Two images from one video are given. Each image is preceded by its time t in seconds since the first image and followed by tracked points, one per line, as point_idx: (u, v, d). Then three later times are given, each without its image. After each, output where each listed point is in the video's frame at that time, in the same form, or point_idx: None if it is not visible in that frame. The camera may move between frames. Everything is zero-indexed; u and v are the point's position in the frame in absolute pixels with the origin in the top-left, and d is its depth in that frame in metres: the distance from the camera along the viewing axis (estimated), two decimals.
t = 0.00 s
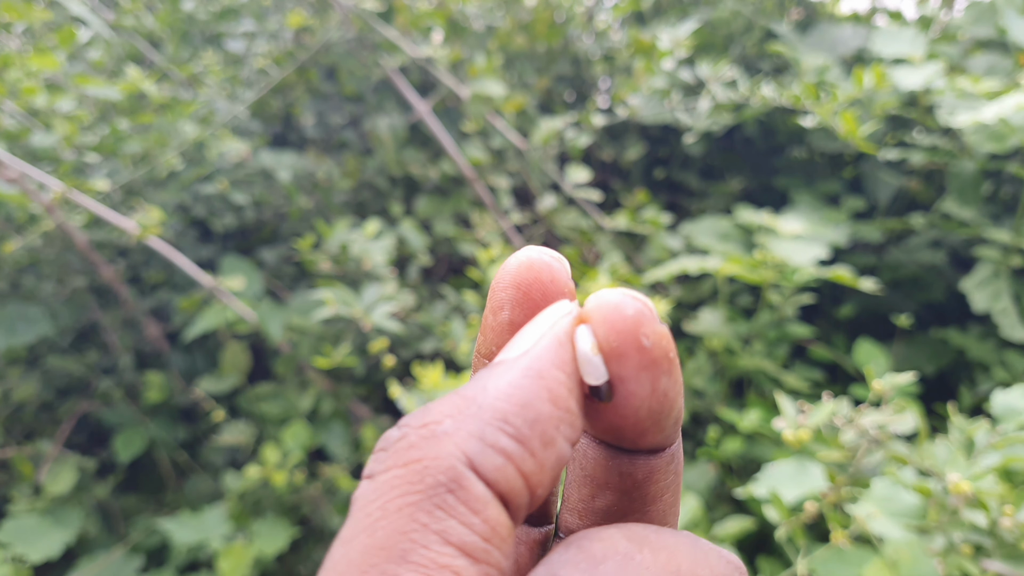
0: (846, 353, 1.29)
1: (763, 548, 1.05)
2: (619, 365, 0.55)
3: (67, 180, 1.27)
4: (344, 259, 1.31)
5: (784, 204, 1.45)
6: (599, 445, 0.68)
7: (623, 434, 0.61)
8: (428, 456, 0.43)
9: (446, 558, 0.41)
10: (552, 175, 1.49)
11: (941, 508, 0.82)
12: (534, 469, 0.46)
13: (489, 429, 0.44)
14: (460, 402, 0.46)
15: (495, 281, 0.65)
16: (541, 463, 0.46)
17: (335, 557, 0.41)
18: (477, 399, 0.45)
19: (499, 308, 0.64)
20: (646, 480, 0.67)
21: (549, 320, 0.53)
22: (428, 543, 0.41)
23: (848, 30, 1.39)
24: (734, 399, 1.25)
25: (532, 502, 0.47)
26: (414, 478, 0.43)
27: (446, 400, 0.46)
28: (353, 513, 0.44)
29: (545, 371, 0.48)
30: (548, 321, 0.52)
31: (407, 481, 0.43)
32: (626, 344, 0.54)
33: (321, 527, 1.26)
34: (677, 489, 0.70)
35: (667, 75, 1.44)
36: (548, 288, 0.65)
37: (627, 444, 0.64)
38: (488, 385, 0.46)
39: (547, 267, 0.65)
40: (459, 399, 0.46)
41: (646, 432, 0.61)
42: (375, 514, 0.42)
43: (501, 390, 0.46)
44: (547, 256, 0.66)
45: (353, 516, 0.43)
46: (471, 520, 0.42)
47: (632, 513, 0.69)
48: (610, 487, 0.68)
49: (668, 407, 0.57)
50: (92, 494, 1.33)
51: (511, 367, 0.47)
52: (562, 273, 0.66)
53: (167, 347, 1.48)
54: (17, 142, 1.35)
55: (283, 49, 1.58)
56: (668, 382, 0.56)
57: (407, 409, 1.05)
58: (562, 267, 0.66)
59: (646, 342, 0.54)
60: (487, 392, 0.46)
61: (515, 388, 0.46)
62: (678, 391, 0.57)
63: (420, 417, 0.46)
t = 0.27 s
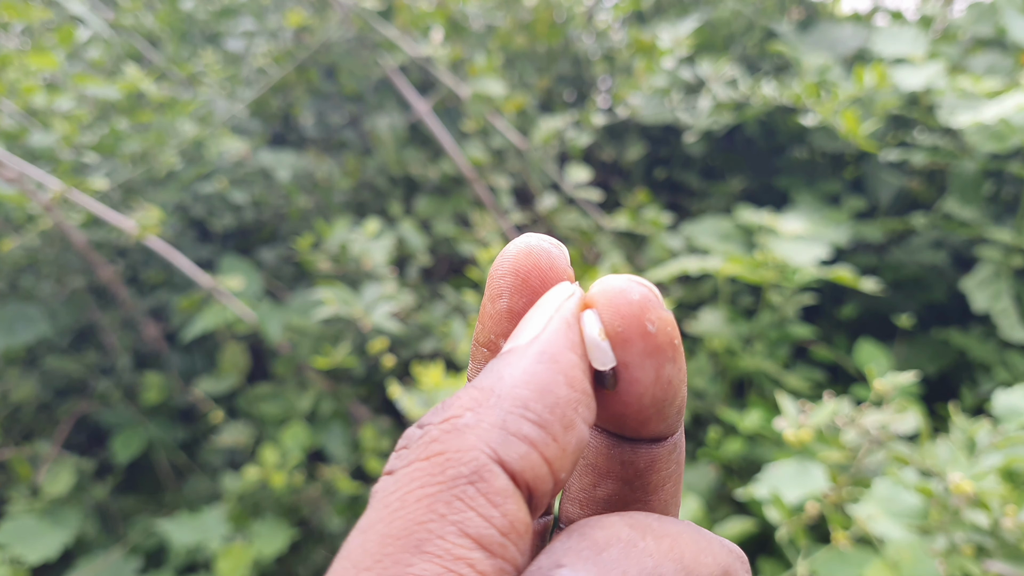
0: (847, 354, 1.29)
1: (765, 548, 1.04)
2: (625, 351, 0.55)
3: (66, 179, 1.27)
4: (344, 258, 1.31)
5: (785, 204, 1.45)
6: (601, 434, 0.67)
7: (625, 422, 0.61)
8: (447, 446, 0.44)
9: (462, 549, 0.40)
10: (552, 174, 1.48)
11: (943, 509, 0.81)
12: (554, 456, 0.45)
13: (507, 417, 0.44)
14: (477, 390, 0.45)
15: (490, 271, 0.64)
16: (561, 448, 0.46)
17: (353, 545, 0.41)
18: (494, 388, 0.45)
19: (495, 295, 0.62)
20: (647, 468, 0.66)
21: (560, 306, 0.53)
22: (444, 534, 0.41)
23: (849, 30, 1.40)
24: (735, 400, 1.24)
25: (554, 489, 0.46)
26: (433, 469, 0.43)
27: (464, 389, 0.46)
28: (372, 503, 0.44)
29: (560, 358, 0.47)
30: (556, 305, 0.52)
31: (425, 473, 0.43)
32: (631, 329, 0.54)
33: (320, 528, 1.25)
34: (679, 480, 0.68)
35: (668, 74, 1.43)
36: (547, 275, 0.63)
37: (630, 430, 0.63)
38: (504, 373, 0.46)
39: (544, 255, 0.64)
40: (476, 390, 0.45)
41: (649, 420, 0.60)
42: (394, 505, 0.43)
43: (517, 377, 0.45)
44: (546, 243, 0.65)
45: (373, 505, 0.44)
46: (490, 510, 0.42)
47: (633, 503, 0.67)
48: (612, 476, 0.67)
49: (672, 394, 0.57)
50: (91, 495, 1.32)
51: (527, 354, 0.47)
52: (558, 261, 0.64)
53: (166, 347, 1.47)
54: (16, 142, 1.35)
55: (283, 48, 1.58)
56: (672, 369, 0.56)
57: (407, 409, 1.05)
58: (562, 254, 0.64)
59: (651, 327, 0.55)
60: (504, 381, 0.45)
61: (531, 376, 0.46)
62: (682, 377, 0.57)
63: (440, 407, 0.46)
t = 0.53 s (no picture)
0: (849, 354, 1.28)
1: (766, 550, 1.03)
2: (590, 333, 0.57)
3: (65, 179, 1.26)
4: (343, 259, 1.30)
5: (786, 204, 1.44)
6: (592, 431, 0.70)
7: (603, 405, 0.64)
8: (456, 446, 0.47)
9: (473, 544, 0.43)
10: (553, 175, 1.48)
11: (945, 509, 0.81)
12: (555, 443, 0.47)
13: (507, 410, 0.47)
14: (479, 390, 0.48)
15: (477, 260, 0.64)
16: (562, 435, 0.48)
17: (374, 542, 0.45)
18: (496, 385, 0.48)
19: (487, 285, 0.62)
20: (626, 457, 0.69)
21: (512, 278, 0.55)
22: (456, 529, 0.43)
23: (849, 30, 1.41)
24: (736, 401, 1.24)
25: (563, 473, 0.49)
26: (446, 470, 0.46)
27: (466, 389, 0.49)
28: (393, 505, 0.48)
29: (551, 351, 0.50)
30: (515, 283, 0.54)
31: (439, 474, 0.46)
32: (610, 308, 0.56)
33: (320, 530, 1.25)
34: (656, 469, 0.72)
35: (669, 73, 1.44)
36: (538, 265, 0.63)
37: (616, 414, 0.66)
38: (502, 366, 0.48)
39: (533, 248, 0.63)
40: (469, 390, 0.48)
41: (623, 404, 0.64)
42: (409, 504, 0.46)
43: (511, 368, 0.48)
44: (547, 234, 0.64)
45: (393, 505, 0.48)
46: (502, 500, 0.44)
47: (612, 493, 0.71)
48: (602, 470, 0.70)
49: (641, 377, 0.60)
50: (89, 497, 1.32)
51: (520, 343, 0.49)
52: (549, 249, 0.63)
53: (165, 348, 1.47)
54: (15, 142, 1.34)
55: (283, 48, 1.57)
56: (641, 352, 0.59)
57: (407, 410, 1.05)
58: (561, 246, 0.64)
59: (618, 309, 0.57)
60: (504, 375, 0.48)
61: (527, 369, 0.48)
62: (651, 360, 0.60)
63: (447, 408, 0.50)
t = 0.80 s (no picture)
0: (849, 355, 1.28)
1: (766, 550, 1.03)
2: (619, 321, 0.67)
3: (65, 180, 1.26)
4: (344, 259, 1.30)
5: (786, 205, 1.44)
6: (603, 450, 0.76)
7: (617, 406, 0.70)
8: (485, 462, 0.52)
9: (502, 557, 0.47)
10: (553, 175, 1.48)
11: (945, 510, 0.82)
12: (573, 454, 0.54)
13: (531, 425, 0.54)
14: (501, 408, 0.55)
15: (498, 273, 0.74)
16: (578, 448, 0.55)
17: (405, 555, 0.48)
18: (517, 403, 0.55)
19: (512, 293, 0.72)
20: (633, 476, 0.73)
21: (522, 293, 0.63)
22: (486, 541, 0.48)
23: (850, 30, 1.41)
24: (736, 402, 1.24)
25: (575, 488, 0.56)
26: (474, 484, 0.51)
27: (489, 407, 0.55)
28: (418, 523, 0.51)
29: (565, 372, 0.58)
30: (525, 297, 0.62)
31: (468, 488, 0.51)
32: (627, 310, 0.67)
33: (320, 530, 1.25)
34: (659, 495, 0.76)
35: (670, 74, 1.44)
36: (558, 279, 0.74)
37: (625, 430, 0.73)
38: (523, 385, 0.56)
39: (553, 265, 0.74)
40: (495, 408, 0.55)
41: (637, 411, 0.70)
42: (439, 518, 0.50)
43: (531, 389, 0.56)
44: (564, 247, 0.76)
45: (418, 521, 0.52)
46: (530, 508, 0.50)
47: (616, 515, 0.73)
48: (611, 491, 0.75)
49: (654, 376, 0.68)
50: (89, 497, 1.32)
51: (538, 363, 0.57)
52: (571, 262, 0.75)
53: (165, 348, 1.47)
54: (14, 142, 1.34)
55: (283, 48, 1.57)
56: (658, 355, 0.68)
57: (407, 411, 1.05)
58: (577, 258, 0.76)
59: (646, 304, 0.68)
60: (526, 393, 0.55)
61: (546, 389, 0.56)
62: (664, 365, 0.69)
63: (468, 426, 0.55)
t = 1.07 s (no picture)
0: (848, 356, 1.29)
1: (766, 552, 1.03)
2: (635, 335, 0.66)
3: (65, 180, 1.26)
4: (343, 260, 1.30)
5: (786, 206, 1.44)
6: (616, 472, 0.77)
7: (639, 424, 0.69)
8: (496, 482, 0.53)
9: None
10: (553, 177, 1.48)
11: (945, 511, 0.82)
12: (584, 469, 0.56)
13: (543, 448, 0.55)
14: (512, 430, 0.56)
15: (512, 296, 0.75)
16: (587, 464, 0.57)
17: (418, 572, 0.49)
18: (529, 426, 0.56)
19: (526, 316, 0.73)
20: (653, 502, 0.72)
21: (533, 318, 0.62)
22: (499, 560, 0.49)
23: (850, 30, 1.41)
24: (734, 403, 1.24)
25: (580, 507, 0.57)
26: (486, 504, 0.52)
27: (500, 429, 0.56)
28: (427, 541, 0.52)
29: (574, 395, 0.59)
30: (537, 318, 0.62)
31: (480, 507, 0.52)
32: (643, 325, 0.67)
33: (319, 531, 1.25)
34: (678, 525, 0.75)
35: (670, 74, 1.44)
36: (571, 303, 0.75)
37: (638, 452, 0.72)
38: (534, 409, 0.56)
39: (566, 288, 0.75)
40: (508, 428, 0.56)
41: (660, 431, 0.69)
42: (450, 537, 0.51)
43: (542, 412, 0.56)
44: (576, 273, 0.77)
45: (428, 538, 0.52)
46: (541, 528, 0.51)
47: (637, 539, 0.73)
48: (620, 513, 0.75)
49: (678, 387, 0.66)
50: (88, 498, 1.31)
51: (549, 387, 0.58)
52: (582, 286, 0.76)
53: (165, 349, 1.46)
54: (14, 143, 1.34)
55: (283, 49, 1.57)
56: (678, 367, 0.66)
57: (407, 412, 1.05)
58: (588, 284, 0.77)
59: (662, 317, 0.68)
60: (537, 417, 0.56)
61: (557, 413, 0.57)
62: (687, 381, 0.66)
63: (479, 446, 0.56)
